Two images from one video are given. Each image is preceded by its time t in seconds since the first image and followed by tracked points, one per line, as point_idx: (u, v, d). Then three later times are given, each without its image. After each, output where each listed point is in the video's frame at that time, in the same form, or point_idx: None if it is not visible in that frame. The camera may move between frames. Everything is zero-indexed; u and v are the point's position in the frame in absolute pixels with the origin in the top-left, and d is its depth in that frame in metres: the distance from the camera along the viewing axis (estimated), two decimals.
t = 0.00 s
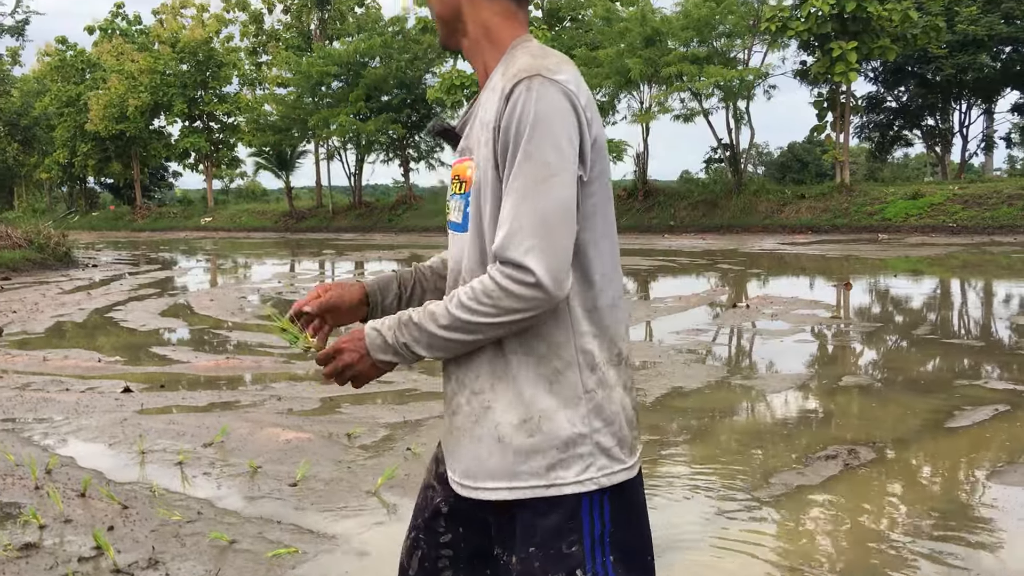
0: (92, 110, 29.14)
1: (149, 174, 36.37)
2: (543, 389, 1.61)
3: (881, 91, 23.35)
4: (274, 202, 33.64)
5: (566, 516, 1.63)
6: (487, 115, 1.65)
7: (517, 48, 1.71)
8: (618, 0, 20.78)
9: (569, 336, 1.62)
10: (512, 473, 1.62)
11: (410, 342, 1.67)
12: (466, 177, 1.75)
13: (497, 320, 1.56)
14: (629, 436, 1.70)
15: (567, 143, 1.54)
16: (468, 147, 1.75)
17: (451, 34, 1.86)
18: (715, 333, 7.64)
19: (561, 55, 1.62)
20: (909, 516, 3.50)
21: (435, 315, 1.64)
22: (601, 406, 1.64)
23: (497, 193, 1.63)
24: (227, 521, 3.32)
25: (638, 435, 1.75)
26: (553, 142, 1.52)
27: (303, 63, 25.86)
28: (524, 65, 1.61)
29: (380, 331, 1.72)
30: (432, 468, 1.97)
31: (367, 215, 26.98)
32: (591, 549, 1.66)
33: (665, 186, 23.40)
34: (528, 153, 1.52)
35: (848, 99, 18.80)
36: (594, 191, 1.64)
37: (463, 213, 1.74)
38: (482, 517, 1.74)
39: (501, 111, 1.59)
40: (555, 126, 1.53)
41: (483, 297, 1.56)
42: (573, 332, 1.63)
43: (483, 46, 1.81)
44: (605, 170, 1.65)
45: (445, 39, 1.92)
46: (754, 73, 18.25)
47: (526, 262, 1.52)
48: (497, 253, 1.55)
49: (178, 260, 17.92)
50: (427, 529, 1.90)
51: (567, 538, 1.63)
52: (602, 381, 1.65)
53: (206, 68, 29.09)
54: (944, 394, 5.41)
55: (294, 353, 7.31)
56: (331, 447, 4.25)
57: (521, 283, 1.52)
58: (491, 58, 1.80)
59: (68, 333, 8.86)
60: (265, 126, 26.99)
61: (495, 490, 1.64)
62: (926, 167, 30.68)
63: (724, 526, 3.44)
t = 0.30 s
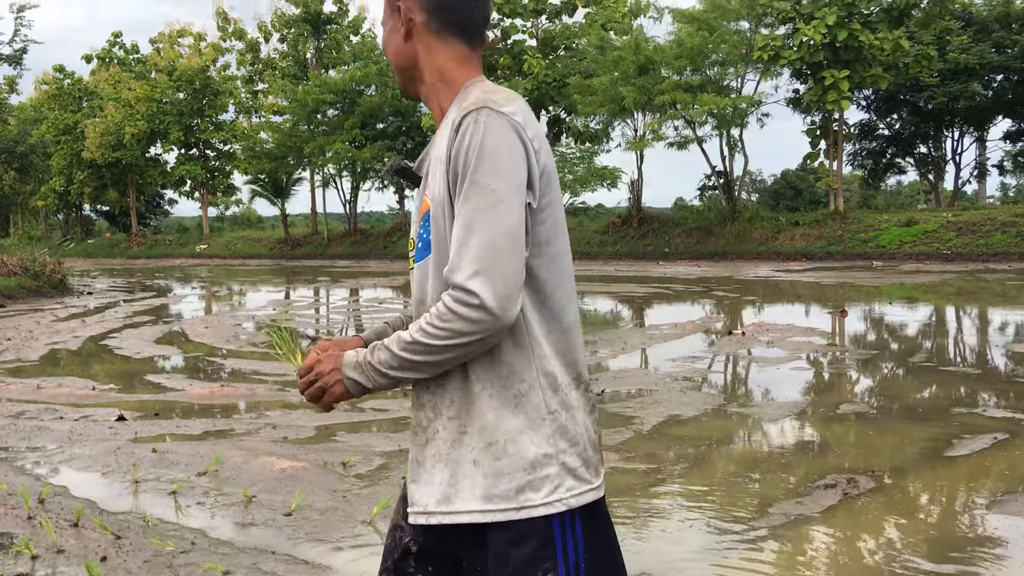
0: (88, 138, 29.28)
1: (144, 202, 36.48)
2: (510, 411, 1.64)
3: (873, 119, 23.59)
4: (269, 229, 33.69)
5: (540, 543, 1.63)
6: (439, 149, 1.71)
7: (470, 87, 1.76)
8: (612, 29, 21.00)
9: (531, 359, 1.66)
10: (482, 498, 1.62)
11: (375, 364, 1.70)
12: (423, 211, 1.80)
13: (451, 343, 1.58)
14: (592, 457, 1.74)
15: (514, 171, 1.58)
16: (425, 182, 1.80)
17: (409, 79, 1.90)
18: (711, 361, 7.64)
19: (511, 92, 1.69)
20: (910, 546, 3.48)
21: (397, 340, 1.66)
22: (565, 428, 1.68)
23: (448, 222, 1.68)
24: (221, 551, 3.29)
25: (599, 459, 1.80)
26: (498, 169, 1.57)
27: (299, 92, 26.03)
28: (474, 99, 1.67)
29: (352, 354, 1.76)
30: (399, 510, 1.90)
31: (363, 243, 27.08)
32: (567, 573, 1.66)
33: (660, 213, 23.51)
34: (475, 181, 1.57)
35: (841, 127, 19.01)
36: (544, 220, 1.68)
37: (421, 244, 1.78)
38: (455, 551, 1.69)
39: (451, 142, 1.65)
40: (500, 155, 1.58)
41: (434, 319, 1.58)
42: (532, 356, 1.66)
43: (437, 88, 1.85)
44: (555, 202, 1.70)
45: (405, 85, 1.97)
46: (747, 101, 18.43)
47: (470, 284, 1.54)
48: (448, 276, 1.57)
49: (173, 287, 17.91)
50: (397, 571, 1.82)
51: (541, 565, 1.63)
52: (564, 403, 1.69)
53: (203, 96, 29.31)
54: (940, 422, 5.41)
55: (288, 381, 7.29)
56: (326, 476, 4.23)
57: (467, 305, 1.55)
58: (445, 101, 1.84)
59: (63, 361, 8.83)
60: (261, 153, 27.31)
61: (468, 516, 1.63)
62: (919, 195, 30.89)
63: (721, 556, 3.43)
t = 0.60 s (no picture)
0: (94, 167, 29.51)
1: (149, 231, 36.67)
2: (483, 429, 1.72)
3: (876, 148, 23.71)
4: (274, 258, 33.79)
5: (514, 555, 1.70)
6: (415, 175, 1.80)
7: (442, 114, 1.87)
8: (616, 59, 21.14)
9: (503, 379, 1.74)
10: (461, 512, 1.70)
11: (367, 404, 1.71)
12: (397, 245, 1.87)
13: (444, 364, 1.63)
14: (564, 473, 1.81)
15: (489, 191, 1.68)
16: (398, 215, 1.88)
17: (387, 108, 2.03)
18: (716, 390, 7.60)
19: (476, 119, 1.80)
20: None
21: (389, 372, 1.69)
22: (536, 444, 1.75)
23: (429, 248, 1.75)
24: None
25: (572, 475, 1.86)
26: (475, 189, 1.66)
27: (304, 121, 26.25)
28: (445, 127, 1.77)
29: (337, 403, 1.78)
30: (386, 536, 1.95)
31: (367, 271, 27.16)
32: None
33: (664, 242, 23.52)
34: (455, 204, 1.66)
35: (844, 156, 19.08)
36: (515, 241, 1.77)
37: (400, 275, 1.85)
38: (436, 566, 1.76)
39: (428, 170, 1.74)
40: (477, 176, 1.68)
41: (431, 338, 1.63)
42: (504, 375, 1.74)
43: (413, 117, 1.97)
44: (524, 221, 1.79)
45: (384, 114, 2.09)
46: (751, 130, 18.54)
47: (463, 301, 1.60)
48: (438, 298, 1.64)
49: (177, 316, 17.92)
50: None
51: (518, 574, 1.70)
52: (533, 420, 1.77)
53: (209, 125, 29.61)
54: (947, 452, 5.36)
55: (292, 411, 7.27)
56: (331, 507, 4.20)
57: (461, 322, 1.61)
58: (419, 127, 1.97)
59: (67, 390, 8.82)
60: (266, 183, 27.47)
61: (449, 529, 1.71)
62: (922, 224, 30.91)
63: None
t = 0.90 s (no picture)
0: (97, 189, 29.62)
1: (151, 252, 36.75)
2: (469, 434, 1.80)
3: (876, 169, 23.79)
4: (275, 279, 33.83)
5: (500, 558, 1.77)
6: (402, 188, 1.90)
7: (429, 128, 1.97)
8: (617, 81, 21.26)
9: (489, 385, 1.82)
10: (450, 516, 1.78)
11: (355, 415, 1.77)
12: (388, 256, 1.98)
13: (430, 366, 1.70)
14: (551, 479, 1.87)
15: (472, 198, 1.78)
16: (387, 225, 1.98)
17: (377, 124, 2.12)
18: (719, 411, 7.57)
19: (460, 132, 1.91)
20: None
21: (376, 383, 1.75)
22: (521, 448, 1.83)
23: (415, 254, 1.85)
24: None
25: (562, 480, 1.92)
26: (458, 196, 1.76)
27: (306, 142, 26.37)
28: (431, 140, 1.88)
29: (324, 420, 1.83)
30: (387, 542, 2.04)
31: (368, 292, 27.19)
32: None
33: (665, 263, 23.55)
34: (438, 210, 1.76)
35: (845, 177, 19.14)
36: (499, 248, 1.86)
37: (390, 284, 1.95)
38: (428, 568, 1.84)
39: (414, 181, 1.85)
40: (459, 184, 1.78)
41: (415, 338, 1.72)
42: (489, 381, 1.82)
43: (401, 133, 2.07)
44: (508, 230, 1.89)
45: (374, 132, 2.18)
46: (751, 151, 18.63)
47: (445, 301, 1.70)
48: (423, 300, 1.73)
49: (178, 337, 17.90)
50: None
51: None
52: (519, 425, 1.84)
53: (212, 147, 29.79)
54: (952, 474, 5.33)
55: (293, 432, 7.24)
56: (334, 529, 4.18)
57: (447, 323, 1.69)
58: (406, 141, 2.06)
59: (67, 412, 8.80)
60: (268, 204, 27.56)
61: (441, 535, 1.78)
62: (924, 244, 30.92)
63: None
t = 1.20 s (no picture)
0: (96, 200, 29.66)
1: (150, 262, 36.79)
2: (469, 440, 1.81)
3: (874, 179, 23.88)
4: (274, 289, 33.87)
5: (505, 563, 1.79)
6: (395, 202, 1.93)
7: (418, 141, 2.00)
8: (615, 91, 21.34)
9: (488, 390, 1.84)
10: (453, 523, 1.79)
11: (356, 425, 1.79)
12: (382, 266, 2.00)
13: (431, 372, 1.72)
14: (551, 482, 1.89)
15: (467, 205, 1.81)
16: (382, 238, 2.01)
17: (366, 141, 2.15)
18: (718, 422, 7.57)
19: (451, 143, 1.94)
20: None
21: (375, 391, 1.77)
22: (521, 452, 1.85)
23: (410, 262, 1.88)
24: None
25: (561, 483, 1.94)
26: (454, 204, 1.79)
27: (305, 153, 26.43)
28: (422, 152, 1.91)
29: (324, 430, 1.84)
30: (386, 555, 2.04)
31: (367, 303, 27.22)
32: None
33: (664, 273, 23.58)
34: (435, 218, 1.78)
35: (843, 187, 19.21)
36: (495, 255, 1.89)
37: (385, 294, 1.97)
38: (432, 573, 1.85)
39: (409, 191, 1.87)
40: (456, 193, 1.81)
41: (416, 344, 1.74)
42: (487, 385, 1.84)
43: (391, 149, 2.09)
44: (503, 237, 1.91)
45: (362, 150, 2.21)
46: (749, 162, 18.73)
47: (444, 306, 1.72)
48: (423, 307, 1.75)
49: (177, 347, 17.90)
50: None
51: None
52: (518, 429, 1.86)
53: (211, 157, 29.90)
54: (952, 484, 5.34)
55: (292, 442, 7.24)
56: (333, 539, 4.19)
57: (446, 329, 1.71)
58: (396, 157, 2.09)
59: (67, 422, 8.80)
60: (267, 214, 27.61)
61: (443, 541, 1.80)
62: (922, 254, 30.96)
63: None
